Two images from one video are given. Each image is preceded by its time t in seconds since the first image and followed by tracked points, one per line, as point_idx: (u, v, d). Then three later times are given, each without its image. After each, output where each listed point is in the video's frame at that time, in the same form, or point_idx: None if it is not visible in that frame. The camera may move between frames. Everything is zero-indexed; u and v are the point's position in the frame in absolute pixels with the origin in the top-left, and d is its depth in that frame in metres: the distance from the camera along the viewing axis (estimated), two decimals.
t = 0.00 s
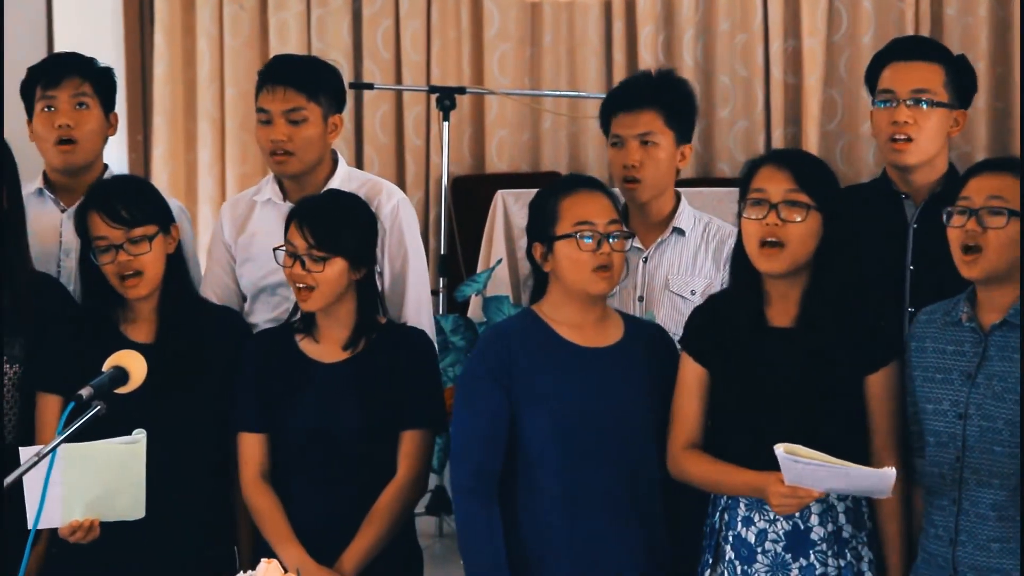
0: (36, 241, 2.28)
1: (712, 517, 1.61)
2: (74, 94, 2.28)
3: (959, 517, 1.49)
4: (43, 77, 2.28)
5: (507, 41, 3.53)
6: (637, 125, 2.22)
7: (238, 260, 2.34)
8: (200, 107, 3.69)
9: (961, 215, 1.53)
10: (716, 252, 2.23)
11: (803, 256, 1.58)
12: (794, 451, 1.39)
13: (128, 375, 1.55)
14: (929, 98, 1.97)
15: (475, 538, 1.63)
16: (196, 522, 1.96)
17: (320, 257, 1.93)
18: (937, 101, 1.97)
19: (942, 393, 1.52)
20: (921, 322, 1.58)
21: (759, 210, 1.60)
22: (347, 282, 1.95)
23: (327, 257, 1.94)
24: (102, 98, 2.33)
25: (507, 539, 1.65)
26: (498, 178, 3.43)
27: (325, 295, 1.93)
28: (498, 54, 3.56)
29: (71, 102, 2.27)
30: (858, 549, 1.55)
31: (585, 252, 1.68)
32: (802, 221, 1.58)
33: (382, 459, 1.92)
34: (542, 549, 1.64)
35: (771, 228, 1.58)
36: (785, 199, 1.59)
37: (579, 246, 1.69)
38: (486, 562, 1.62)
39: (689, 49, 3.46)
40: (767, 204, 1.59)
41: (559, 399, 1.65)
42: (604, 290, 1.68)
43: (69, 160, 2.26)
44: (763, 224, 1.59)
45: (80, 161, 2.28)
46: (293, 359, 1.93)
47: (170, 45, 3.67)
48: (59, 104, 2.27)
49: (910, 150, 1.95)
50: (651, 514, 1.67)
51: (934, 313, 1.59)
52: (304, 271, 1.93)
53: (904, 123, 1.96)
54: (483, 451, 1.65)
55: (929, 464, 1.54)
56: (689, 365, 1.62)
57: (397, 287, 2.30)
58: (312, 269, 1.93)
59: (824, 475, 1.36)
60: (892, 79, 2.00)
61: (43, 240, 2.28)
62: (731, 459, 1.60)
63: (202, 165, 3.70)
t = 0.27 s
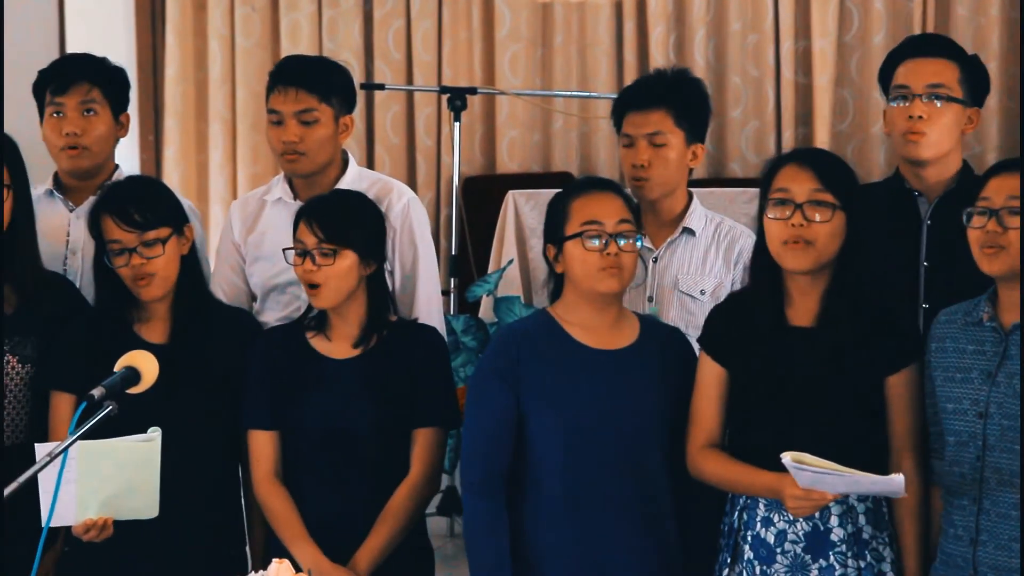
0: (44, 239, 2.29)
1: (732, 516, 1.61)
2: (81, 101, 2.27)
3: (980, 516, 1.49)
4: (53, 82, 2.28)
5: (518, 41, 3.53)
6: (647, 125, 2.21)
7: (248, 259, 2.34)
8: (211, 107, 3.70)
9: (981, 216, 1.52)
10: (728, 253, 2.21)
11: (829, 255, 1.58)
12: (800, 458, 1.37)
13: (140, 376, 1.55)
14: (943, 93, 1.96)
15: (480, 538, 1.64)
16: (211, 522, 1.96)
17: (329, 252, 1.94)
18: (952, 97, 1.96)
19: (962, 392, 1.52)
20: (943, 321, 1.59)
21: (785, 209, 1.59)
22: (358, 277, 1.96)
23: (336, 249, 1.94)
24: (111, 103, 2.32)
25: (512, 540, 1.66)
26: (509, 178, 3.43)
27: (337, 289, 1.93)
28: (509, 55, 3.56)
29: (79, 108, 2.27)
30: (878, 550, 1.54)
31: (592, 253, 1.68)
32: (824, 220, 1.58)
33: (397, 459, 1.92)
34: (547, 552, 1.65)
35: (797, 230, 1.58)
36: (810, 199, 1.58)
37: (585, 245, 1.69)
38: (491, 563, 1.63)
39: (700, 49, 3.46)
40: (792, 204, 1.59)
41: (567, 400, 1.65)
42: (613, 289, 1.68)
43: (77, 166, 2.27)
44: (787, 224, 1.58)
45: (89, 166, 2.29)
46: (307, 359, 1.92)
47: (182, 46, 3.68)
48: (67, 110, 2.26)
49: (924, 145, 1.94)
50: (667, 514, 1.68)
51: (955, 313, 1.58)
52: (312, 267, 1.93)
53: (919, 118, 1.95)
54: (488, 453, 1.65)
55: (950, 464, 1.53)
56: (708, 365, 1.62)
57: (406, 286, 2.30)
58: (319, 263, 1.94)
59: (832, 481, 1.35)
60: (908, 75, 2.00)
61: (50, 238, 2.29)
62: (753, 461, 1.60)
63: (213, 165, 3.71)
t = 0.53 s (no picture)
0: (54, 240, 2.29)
1: (750, 517, 1.60)
2: (93, 104, 2.27)
3: (996, 516, 1.48)
4: (66, 85, 2.28)
5: (532, 41, 3.54)
6: (665, 133, 2.19)
7: (263, 259, 2.34)
8: (226, 107, 3.71)
9: (999, 216, 1.51)
10: (744, 252, 2.21)
11: (850, 254, 1.57)
12: (823, 457, 1.36)
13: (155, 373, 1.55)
14: (960, 95, 1.96)
15: (488, 535, 1.66)
16: (229, 521, 1.97)
17: (341, 249, 1.95)
18: (968, 99, 1.96)
19: (980, 391, 1.51)
20: (964, 321, 1.58)
21: (806, 209, 1.59)
22: (373, 274, 1.97)
23: (350, 246, 1.96)
24: (124, 106, 2.32)
25: (519, 538, 1.67)
26: (523, 178, 3.43)
27: (352, 287, 1.94)
28: (523, 55, 3.56)
29: (90, 111, 2.27)
30: (898, 551, 1.54)
31: (602, 253, 1.70)
32: (846, 220, 1.57)
33: (414, 460, 1.92)
34: (552, 552, 1.65)
35: (819, 229, 1.58)
36: (831, 199, 1.58)
37: (596, 246, 1.71)
38: (496, 559, 1.65)
39: (714, 49, 3.45)
40: (813, 204, 1.59)
41: (577, 400, 1.66)
42: (624, 290, 1.68)
43: (90, 168, 2.28)
44: (810, 225, 1.58)
45: (101, 169, 2.29)
46: (324, 358, 1.93)
47: (197, 46, 3.69)
48: (79, 113, 2.27)
49: (941, 149, 1.94)
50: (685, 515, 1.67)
51: (977, 313, 1.58)
52: (327, 264, 1.94)
53: (936, 122, 1.95)
54: (496, 451, 1.67)
55: (968, 464, 1.52)
56: (726, 365, 1.62)
57: (421, 288, 2.30)
58: (335, 260, 1.95)
59: (855, 479, 1.34)
60: (923, 77, 1.99)
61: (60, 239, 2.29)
62: (771, 460, 1.59)
63: (228, 165, 3.72)
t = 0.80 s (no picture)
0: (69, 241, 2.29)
1: (766, 518, 1.60)
2: (105, 104, 2.28)
3: (1010, 517, 1.45)
4: (78, 86, 2.29)
5: (544, 41, 3.53)
6: (681, 140, 2.19)
7: (277, 260, 2.35)
8: (239, 107, 3.71)
9: (1014, 216, 1.50)
10: (757, 252, 2.22)
11: (869, 255, 1.57)
12: (844, 456, 1.36)
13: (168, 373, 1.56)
14: (975, 95, 1.95)
15: (496, 531, 1.67)
16: (243, 521, 1.97)
17: (357, 246, 1.95)
18: (984, 99, 1.95)
19: (996, 392, 1.49)
20: (980, 322, 1.56)
21: (824, 210, 1.59)
22: (386, 272, 1.97)
23: (364, 243, 1.96)
24: (136, 106, 2.33)
25: (526, 533, 1.68)
26: (535, 177, 3.43)
27: (366, 284, 1.94)
28: (536, 54, 3.56)
29: (102, 112, 2.28)
30: (916, 551, 1.53)
31: (612, 251, 1.70)
32: (866, 220, 1.57)
33: (429, 459, 1.92)
34: (559, 548, 1.65)
35: (839, 230, 1.57)
36: (851, 198, 1.58)
37: (606, 244, 1.71)
38: (502, 554, 1.66)
39: (726, 48, 3.44)
40: (832, 204, 1.58)
41: (586, 398, 1.66)
42: (635, 287, 1.68)
43: (102, 167, 2.28)
44: (829, 225, 1.58)
45: (114, 169, 2.29)
46: (339, 358, 1.93)
47: (209, 46, 3.70)
48: (91, 114, 2.27)
49: (956, 149, 1.94)
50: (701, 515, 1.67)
51: (993, 315, 1.56)
52: (342, 261, 1.95)
53: (951, 123, 1.94)
54: (504, 445, 1.68)
55: (983, 465, 1.50)
56: (742, 366, 1.61)
57: (434, 290, 2.30)
58: (348, 257, 1.95)
59: (875, 481, 1.34)
60: (938, 77, 1.98)
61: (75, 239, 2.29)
62: (786, 459, 1.58)
63: (241, 165, 3.72)
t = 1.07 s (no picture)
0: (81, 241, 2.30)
1: (779, 518, 1.59)
2: (117, 99, 2.29)
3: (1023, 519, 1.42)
4: (90, 81, 2.30)
5: (555, 40, 3.53)
6: (698, 141, 2.18)
7: (290, 260, 2.35)
8: (250, 107, 3.72)
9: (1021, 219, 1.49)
10: (768, 250, 2.23)
11: (887, 255, 1.57)
12: (859, 456, 1.35)
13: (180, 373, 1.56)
14: (990, 97, 1.93)
15: (504, 529, 1.68)
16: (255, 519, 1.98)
17: (369, 245, 1.95)
18: (1000, 99, 1.93)
19: (1007, 392, 1.45)
20: (988, 321, 1.52)
21: (843, 210, 1.58)
22: (397, 272, 1.97)
23: (376, 242, 1.96)
24: (147, 102, 2.33)
25: (534, 534, 1.69)
26: (545, 176, 3.44)
27: (379, 283, 1.95)
28: (546, 54, 3.55)
29: (114, 107, 2.29)
30: (930, 551, 1.53)
31: (623, 253, 1.70)
32: (884, 220, 1.57)
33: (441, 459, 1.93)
34: (566, 551, 1.66)
35: (858, 230, 1.56)
36: (869, 199, 1.58)
37: (617, 246, 1.71)
38: (510, 554, 1.67)
39: (736, 47, 3.43)
40: (851, 204, 1.58)
41: (596, 401, 1.66)
42: (646, 289, 1.68)
43: (113, 161, 2.28)
44: (848, 226, 1.57)
45: (124, 164, 2.30)
46: (352, 358, 1.94)
47: (220, 46, 3.70)
48: (103, 108, 2.28)
49: (973, 150, 1.92)
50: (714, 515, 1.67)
51: (1003, 313, 1.52)
52: (353, 261, 1.95)
53: (966, 124, 1.92)
54: (514, 447, 1.69)
55: (994, 465, 1.46)
56: (755, 365, 1.60)
57: (446, 289, 2.31)
58: (360, 257, 1.95)
59: (891, 480, 1.33)
60: (951, 78, 1.97)
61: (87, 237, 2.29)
62: (800, 459, 1.58)
63: (252, 165, 3.73)
